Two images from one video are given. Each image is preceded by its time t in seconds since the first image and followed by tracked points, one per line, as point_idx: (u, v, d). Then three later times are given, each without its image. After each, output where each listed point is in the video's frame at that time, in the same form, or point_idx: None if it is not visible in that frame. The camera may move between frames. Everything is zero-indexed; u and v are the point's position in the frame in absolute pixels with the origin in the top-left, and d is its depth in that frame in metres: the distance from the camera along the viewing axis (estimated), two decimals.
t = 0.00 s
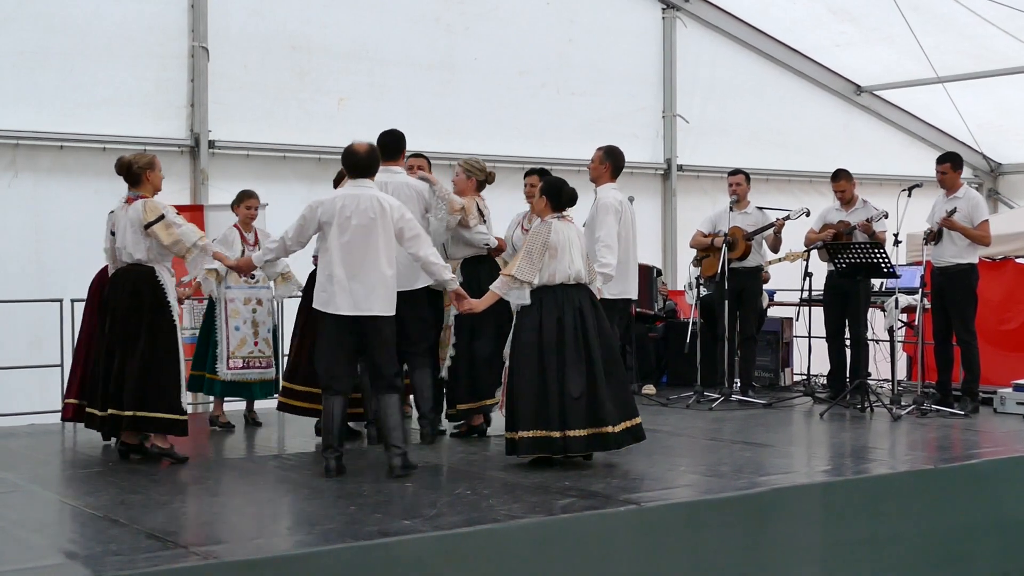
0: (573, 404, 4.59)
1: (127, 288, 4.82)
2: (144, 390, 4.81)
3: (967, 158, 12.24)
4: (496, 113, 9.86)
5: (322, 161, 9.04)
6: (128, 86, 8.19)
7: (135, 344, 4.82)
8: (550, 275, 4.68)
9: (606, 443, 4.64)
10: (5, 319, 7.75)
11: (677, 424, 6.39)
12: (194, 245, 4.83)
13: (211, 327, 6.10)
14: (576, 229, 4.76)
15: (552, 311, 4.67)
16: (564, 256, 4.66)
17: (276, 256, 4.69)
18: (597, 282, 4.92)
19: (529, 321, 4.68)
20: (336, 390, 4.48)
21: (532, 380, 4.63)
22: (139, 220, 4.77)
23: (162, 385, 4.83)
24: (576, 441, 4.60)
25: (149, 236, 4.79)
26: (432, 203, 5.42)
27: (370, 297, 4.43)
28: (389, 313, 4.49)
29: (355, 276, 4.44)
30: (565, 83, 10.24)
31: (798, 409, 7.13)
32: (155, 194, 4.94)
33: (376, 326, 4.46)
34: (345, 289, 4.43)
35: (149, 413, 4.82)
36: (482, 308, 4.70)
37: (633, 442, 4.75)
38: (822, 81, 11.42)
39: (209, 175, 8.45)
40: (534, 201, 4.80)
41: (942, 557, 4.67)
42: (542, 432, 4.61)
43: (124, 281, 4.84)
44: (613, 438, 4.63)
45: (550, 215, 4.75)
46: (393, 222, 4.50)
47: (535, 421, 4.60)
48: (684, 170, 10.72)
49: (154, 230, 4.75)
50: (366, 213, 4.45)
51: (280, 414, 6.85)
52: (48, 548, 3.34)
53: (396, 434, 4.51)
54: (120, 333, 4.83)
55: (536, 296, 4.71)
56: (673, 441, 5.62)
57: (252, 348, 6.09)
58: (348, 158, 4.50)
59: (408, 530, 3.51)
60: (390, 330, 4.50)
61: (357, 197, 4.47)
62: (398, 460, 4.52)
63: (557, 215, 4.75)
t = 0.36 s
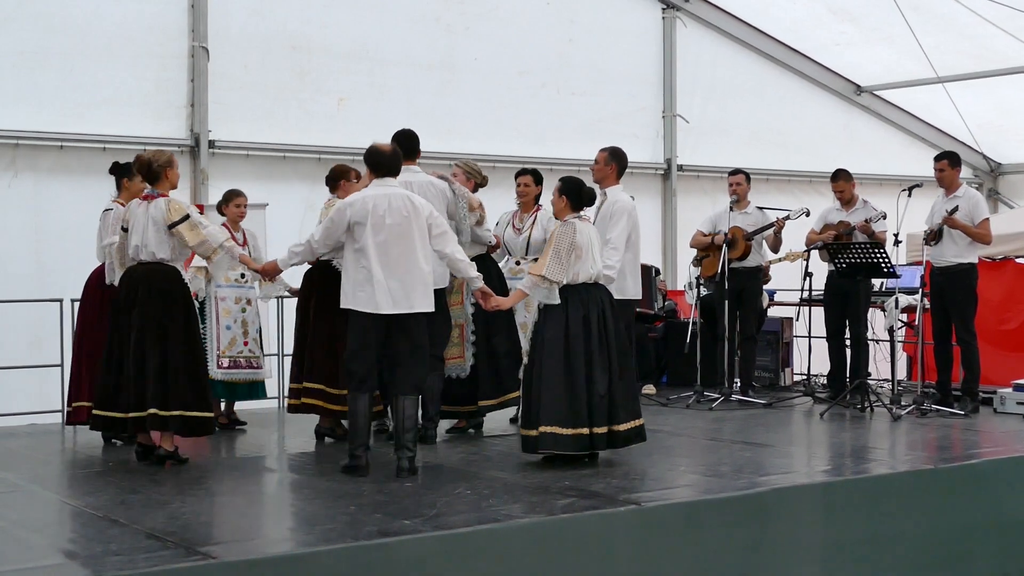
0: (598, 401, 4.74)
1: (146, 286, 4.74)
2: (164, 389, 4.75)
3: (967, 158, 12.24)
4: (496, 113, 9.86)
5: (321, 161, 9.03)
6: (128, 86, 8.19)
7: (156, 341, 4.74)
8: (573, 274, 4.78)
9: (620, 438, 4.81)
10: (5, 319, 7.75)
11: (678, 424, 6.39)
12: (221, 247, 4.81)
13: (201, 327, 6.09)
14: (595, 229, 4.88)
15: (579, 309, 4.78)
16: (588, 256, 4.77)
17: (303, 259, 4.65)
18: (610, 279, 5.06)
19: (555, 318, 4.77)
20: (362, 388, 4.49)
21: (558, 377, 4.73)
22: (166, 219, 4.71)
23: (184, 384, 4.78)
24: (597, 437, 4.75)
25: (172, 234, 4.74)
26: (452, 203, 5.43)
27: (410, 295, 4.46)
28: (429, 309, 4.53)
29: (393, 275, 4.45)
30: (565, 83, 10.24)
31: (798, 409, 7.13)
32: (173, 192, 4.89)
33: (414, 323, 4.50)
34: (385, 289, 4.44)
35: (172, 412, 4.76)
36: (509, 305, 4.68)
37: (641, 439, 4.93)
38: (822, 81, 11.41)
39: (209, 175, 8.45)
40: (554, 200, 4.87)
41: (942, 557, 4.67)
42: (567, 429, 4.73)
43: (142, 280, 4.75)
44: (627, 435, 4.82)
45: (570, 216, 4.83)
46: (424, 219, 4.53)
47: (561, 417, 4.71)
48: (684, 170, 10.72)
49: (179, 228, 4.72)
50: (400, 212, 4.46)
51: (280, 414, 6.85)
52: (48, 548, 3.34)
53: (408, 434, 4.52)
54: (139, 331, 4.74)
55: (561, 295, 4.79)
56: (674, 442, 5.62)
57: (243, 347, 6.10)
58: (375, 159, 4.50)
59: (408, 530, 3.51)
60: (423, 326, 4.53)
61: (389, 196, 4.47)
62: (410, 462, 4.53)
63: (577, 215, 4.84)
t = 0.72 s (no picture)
0: (607, 401, 4.73)
1: (139, 287, 4.74)
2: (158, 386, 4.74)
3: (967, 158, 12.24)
4: (496, 113, 9.86)
5: (321, 161, 9.03)
6: (128, 86, 8.19)
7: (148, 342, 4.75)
8: (576, 275, 4.77)
9: (628, 438, 4.83)
10: (5, 319, 7.75)
11: (678, 424, 6.39)
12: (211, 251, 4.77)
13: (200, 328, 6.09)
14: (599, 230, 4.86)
15: (582, 310, 4.78)
16: (590, 256, 4.76)
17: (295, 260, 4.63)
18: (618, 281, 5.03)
19: (558, 319, 4.78)
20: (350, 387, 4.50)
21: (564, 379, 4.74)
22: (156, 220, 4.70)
23: (179, 383, 4.78)
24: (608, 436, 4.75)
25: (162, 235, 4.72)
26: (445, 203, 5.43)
27: (403, 295, 4.45)
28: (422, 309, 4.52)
29: (386, 275, 4.44)
30: (565, 83, 10.24)
31: (798, 409, 7.13)
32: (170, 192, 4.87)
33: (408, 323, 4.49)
34: (377, 289, 4.42)
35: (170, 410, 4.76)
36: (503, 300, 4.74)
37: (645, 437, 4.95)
38: (822, 81, 11.41)
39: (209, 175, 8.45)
40: (560, 200, 4.88)
41: (942, 557, 4.67)
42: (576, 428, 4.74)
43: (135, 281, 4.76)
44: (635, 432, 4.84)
45: (573, 216, 4.84)
46: (417, 219, 4.53)
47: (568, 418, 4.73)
48: (684, 170, 10.72)
49: (169, 229, 4.68)
50: (394, 213, 4.47)
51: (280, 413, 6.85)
52: (49, 548, 3.34)
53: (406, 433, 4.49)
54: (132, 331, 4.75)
55: (564, 295, 4.80)
56: (674, 441, 5.62)
57: (242, 348, 6.11)
58: (370, 159, 4.51)
59: (408, 531, 3.51)
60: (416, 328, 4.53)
61: (381, 196, 4.48)
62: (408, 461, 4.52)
63: (580, 216, 4.85)
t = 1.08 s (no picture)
0: (583, 402, 4.71)
1: (118, 289, 4.84)
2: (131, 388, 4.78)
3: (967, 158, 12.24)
4: (496, 113, 9.86)
5: (322, 161, 9.03)
6: (128, 86, 8.19)
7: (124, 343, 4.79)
8: (564, 273, 4.77)
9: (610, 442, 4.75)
10: (5, 319, 7.75)
11: (677, 424, 6.39)
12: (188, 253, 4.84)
13: (204, 329, 6.10)
14: (592, 229, 4.84)
15: (568, 310, 4.77)
16: (579, 254, 4.75)
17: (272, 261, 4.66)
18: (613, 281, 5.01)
19: (544, 318, 4.79)
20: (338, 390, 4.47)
21: (543, 377, 4.74)
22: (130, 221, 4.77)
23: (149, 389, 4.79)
24: (583, 438, 4.72)
25: (139, 237, 4.79)
26: (422, 201, 5.48)
27: (368, 298, 4.45)
28: (386, 313, 4.50)
29: (353, 276, 4.45)
30: (565, 83, 10.24)
31: (798, 409, 7.13)
32: (156, 193, 4.92)
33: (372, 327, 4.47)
34: (343, 290, 4.43)
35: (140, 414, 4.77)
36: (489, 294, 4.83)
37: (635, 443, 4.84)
38: (822, 81, 11.41)
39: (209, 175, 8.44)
40: (555, 200, 4.90)
41: (942, 559, 4.67)
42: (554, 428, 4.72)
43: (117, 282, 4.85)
44: (618, 437, 4.76)
45: (566, 215, 4.86)
46: (392, 223, 4.55)
47: (545, 417, 4.71)
48: (684, 170, 10.72)
49: (144, 231, 4.74)
50: (366, 215, 4.48)
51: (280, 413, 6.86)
52: (48, 548, 3.34)
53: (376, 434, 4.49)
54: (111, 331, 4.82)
55: (552, 294, 4.82)
56: (674, 441, 5.62)
57: (245, 347, 6.10)
58: (350, 159, 4.51)
59: (408, 531, 3.51)
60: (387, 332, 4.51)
61: (357, 198, 4.50)
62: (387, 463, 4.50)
63: (573, 215, 4.86)
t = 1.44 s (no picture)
0: (588, 402, 4.71)
1: (121, 291, 4.80)
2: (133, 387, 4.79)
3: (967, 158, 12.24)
4: (496, 113, 9.86)
5: (322, 161, 9.03)
6: (128, 87, 8.19)
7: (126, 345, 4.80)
8: (570, 274, 4.78)
9: (616, 442, 4.74)
10: (5, 319, 7.75)
11: (677, 424, 6.39)
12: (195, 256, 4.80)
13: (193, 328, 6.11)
14: (597, 231, 4.86)
15: (571, 310, 4.78)
16: (585, 256, 4.78)
17: (284, 263, 4.66)
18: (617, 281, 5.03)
19: (548, 318, 4.80)
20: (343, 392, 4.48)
21: (548, 376, 4.76)
22: (137, 223, 4.73)
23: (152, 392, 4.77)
24: (589, 437, 4.72)
25: (146, 239, 4.76)
26: (425, 205, 5.32)
27: (376, 300, 4.44)
28: (398, 315, 4.50)
29: (361, 278, 4.44)
30: (565, 83, 10.24)
31: (798, 409, 7.13)
32: (164, 194, 4.86)
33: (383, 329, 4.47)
34: (350, 292, 4.43)
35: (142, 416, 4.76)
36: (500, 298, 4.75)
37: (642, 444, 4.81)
38: (823, 82, 11.42)
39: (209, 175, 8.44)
40: (560, 204, 4.92)
41: (943, 559, 4.67)
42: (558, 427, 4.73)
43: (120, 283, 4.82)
44: (626, 436, 4.75)
45: (571, 216, 4.87)
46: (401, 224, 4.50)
47: (550, 417, 4.73)
48: (684, 170, 10.72)
49: (151, 234, 4.71)
50: (375, 217, 4.45)
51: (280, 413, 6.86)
52: (48, 548, 3.34)
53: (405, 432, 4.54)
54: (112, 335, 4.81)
55: (557, 295, 4.83)
56: (673, 441, 5.62)
57: (234, 347, 6.10)
58: (358, 160, 4.50)
59: (408, 531, 3.51)
60: (397, 332, 4.50)
61: (366, 199, 4.47)
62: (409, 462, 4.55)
63: (579, 216, 4.87)
